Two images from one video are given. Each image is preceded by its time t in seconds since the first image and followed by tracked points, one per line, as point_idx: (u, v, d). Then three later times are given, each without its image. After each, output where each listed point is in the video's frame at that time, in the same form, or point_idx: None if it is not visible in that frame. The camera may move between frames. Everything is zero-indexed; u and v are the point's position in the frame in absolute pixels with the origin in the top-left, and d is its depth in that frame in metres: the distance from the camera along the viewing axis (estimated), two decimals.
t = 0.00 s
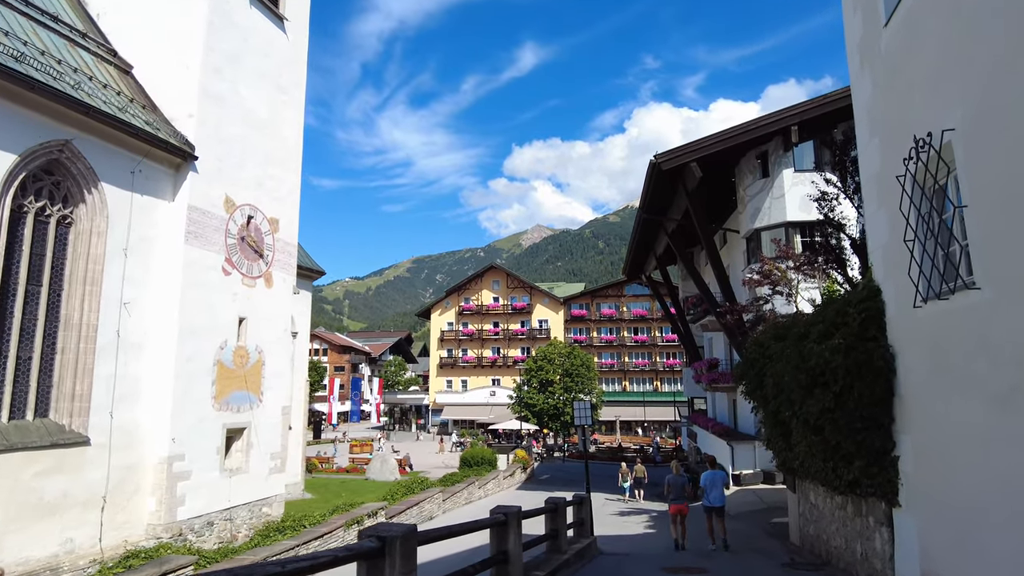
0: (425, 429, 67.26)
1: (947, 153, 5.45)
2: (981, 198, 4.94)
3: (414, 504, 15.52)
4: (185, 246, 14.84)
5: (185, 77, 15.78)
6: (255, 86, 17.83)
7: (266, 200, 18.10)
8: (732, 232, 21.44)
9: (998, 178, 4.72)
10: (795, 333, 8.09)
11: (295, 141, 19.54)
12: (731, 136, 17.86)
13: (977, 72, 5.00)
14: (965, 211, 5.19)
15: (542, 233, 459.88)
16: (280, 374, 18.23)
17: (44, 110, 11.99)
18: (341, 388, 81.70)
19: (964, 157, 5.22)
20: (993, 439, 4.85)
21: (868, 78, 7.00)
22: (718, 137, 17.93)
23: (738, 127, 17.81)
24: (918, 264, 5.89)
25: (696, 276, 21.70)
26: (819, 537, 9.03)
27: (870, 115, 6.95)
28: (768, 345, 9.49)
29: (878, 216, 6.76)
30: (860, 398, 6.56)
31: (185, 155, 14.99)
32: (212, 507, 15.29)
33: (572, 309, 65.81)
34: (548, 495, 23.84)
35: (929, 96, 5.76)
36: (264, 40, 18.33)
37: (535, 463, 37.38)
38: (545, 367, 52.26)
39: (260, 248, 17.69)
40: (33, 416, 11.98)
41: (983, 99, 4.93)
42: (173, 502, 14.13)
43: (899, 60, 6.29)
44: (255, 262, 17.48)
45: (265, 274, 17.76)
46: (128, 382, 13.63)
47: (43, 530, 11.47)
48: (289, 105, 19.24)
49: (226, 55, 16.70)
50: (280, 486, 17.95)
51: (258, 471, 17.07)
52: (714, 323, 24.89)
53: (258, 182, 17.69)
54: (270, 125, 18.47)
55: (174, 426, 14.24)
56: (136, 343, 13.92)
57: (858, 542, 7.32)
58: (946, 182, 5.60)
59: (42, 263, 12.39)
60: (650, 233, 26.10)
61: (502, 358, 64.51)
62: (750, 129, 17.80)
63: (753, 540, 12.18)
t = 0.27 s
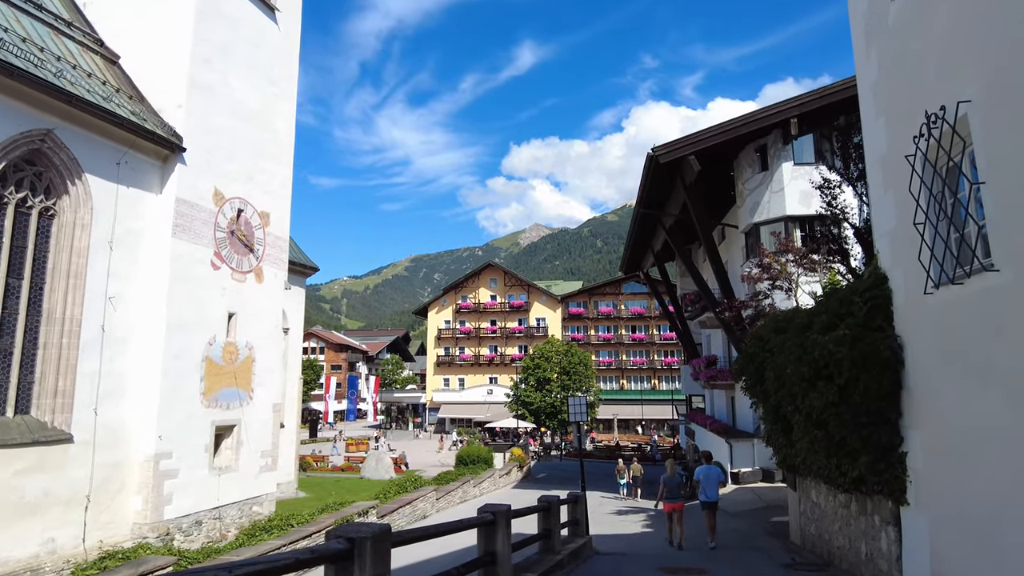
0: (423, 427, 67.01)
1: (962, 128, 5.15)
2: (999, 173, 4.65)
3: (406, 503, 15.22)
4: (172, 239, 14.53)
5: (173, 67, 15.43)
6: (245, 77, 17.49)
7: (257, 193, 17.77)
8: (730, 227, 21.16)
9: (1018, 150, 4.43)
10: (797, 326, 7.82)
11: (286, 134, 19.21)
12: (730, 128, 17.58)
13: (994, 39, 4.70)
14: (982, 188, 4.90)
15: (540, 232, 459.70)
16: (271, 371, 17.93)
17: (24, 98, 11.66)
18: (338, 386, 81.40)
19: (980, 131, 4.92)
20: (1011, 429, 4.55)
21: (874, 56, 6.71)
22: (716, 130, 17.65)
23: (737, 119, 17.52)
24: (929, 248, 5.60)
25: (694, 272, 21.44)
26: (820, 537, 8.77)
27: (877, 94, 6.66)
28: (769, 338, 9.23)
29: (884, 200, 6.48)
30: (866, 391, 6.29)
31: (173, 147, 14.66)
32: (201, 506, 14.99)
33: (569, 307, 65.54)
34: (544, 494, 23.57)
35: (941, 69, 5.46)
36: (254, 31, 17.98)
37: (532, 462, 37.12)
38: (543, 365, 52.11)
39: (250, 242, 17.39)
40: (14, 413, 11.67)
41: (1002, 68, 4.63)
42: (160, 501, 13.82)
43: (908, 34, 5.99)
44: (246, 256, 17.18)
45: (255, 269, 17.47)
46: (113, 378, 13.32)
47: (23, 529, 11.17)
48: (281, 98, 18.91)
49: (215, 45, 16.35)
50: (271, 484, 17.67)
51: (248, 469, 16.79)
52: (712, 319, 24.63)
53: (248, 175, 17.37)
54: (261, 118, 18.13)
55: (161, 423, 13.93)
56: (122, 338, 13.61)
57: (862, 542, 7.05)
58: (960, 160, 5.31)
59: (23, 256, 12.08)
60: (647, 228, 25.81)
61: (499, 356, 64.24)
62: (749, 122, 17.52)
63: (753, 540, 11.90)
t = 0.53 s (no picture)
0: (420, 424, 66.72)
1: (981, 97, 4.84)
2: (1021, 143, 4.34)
3: (399, 499, 14.92)
4: (159, 230, 14.21)
5: (160, 54, 15.07)
6: (234, 66, 17.12)
7: (247, 185, 17.44)
8: (729, 220, 20.88)
9: None
10: (800, 315, 7.54)
11: (278, 125, 18.87)
12: (729, 118, 17.27)
13: None
14: (1002, 160, 4.59)
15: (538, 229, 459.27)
16: (262, 365, 17.63)
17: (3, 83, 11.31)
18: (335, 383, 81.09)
19: (1000, 99, 4.61)
20: None
21: (883, 29, 6.40)
22: (715, 120, 17.34)
23: (736, 109, 17.21)
24: (943, 228, 5.30)
25: (692, 265, 21.16)
26: (822, 534, 8.52)
27: (885, 69, 6.35)
28: (769, 329, 8.96)
29: (893, 181, 6.19)
30: (873, 381, 6.01)
31: (159, 135, 14.31)
32: (189, 503, 14.70)
33: (567, 303, 65.26)
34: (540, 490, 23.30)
35: (955, 37, 5.15)
36: (244, 19, 17.61)
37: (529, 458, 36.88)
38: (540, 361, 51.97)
39: (240, 234, 17.08)
40: None
41: None
42: (146, 498, 13.53)
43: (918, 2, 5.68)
44: (235, 248, 16.87)
45: (245, 261, 17.16)
46: (98, 372, 13.01)
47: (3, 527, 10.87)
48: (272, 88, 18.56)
49: (204, 33, 15.98)
50: (262, 480, 17.38)
51: (238, 465, 16.51)
52: (710, 314, 24.36)
53: (238, 165, 17.02)
54: (251, 107, 17.77)
55: (147, 418, 13.62)
56: (107, 331, 13.29)
57: (867, 539, 6.78)
58: (976, 133, 5.01)
59: (3, 246, 11.76)
60: (645, 222, 25.49)
61: (496, 352, 63.97)
62: (748, 111, 17.21)
63: (752, 537, 11.63)
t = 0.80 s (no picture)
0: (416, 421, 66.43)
1: (1002, 64, 4.51)
2: None
3: (390, 497, 14.61)
4: (144, 221, 13.88)
5: (146, 42, 14.71)
6: (223, 55, 16.76)
7: (237, 176, 17.11)
8: (728, 214, 20.59)
9: None
10: (803, 306, 7.26)
11: (269, 116, 18.53)
12: (728, 109, 16.97)
13: None
14: None
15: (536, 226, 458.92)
16: (252, 360, 17.32)
17: None
18: (331, 380, 80.74)
19: None
20: None
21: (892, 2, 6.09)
22: (714, 111, 17.04)
23: (735, 100, 16.91)
24: (959, 207, 4.99)
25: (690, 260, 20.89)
26: (824, 533, 8.25)
27: (895, 43, 6.04)
28: (770, 321, 8.67)
29: (903, 161, 5.89)
30: (881, 372, 5.73)
31: (145, 124, 13.96)
32: (176, 501, 14.39)
33: (564, 299, 64.97)
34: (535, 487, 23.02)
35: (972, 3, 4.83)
36: (233, 7, 17.25)
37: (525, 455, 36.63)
38: (536, 357, 51.59)
39: (229, 226, 16.76)
40: None
41: None
42: (131, 495, 13.21)
43: None
44: (224, 241, 16.55)
45: (234, 254, 16.85)
46: (80, 366, 12.69)
47: None
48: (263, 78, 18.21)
49: (191, 20, 15.63)
50: (252, 477, 17.07)
51: (228, 463, 16.21)
52: (708, 309, 24.09)
53: (227, 156, 16.68)
54: (241, 97, 17.42)
55: (132, 413, 13.30)
56: (90, 324, 12.98)
57: (872, 538, 6.51)
58: (996, 105, 4.69)
59: None
60: (642, 216, 25.19)
61: (493, 349, 63.70)
62: (747, 102, 16.91)
63: (751, 535, 11.35)
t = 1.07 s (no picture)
0: (411, 418, 66.13)
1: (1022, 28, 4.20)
2: None
3: (380, 495, 14.30)
4: (128, 213, 13.54)
5: (130, 29, 14.34)
6: (211, 43, 16.40)
7: (224, 168, 16.75)
8: (725, 207, 20.32)
9: None
10: (804, 295, 6.98)
11: (258, 107, 18.16)
12: (725, 100, 16.70)
13: None
14: None
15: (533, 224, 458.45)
16: (240, 355, 16.99)
17: None
18: (326, 377, 80.36)
19: None
20: None
21: None
22: (711, 102, 16.76)
23: (733, 91, 16.63)
24: (974, 184, 4.68)
25: (686, 254, 20.63)
26: (825, 532, 7.98)
27: (902, 15, 5.74)
28: (770, 312, 8.39)
29: (911, 140, 5.60)
30: (887, 363, 5.45)
31: (128, 113, 13.60)
32: (161, 499, 14.06)
33: (560, 296, 64.67)
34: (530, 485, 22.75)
35: None
36: None
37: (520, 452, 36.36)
38: (532, 354, 51.40)
39: (216, 218, 16.43)
40: None
41: None
42: (113, 493, 12.88)
43: None
44: (211, 233, 16.22)
45: (221, 247, 16.51)
46: (59, 361, 12.38)
47: None
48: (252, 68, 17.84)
49: (178, 7, 15.26)
50: (240, 475, 16.74)
51: (215, 460, 15.89)
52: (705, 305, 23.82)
53: (214, 147, 16.32)
54: (229, 88, 17.05)
55: (114, 409, 12.96)
56: (70, 318, 12.65)
57: (876, 538, 6.22)
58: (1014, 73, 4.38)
59: None
60: (638, 211, 24.91)
61: (489, 346, 63.39)
62: (745, 93, 16.63)
63: (748, 534, 11.07)
